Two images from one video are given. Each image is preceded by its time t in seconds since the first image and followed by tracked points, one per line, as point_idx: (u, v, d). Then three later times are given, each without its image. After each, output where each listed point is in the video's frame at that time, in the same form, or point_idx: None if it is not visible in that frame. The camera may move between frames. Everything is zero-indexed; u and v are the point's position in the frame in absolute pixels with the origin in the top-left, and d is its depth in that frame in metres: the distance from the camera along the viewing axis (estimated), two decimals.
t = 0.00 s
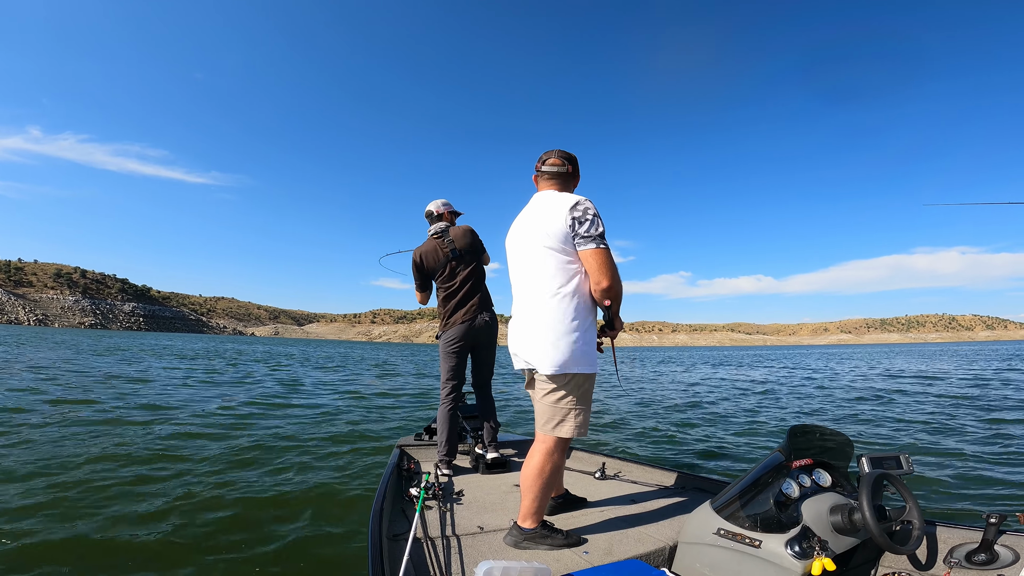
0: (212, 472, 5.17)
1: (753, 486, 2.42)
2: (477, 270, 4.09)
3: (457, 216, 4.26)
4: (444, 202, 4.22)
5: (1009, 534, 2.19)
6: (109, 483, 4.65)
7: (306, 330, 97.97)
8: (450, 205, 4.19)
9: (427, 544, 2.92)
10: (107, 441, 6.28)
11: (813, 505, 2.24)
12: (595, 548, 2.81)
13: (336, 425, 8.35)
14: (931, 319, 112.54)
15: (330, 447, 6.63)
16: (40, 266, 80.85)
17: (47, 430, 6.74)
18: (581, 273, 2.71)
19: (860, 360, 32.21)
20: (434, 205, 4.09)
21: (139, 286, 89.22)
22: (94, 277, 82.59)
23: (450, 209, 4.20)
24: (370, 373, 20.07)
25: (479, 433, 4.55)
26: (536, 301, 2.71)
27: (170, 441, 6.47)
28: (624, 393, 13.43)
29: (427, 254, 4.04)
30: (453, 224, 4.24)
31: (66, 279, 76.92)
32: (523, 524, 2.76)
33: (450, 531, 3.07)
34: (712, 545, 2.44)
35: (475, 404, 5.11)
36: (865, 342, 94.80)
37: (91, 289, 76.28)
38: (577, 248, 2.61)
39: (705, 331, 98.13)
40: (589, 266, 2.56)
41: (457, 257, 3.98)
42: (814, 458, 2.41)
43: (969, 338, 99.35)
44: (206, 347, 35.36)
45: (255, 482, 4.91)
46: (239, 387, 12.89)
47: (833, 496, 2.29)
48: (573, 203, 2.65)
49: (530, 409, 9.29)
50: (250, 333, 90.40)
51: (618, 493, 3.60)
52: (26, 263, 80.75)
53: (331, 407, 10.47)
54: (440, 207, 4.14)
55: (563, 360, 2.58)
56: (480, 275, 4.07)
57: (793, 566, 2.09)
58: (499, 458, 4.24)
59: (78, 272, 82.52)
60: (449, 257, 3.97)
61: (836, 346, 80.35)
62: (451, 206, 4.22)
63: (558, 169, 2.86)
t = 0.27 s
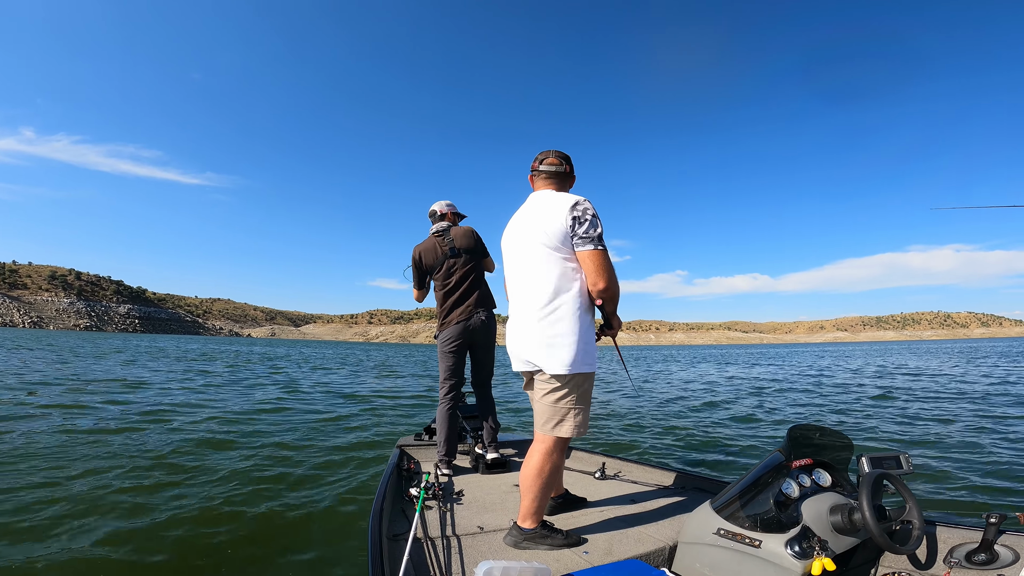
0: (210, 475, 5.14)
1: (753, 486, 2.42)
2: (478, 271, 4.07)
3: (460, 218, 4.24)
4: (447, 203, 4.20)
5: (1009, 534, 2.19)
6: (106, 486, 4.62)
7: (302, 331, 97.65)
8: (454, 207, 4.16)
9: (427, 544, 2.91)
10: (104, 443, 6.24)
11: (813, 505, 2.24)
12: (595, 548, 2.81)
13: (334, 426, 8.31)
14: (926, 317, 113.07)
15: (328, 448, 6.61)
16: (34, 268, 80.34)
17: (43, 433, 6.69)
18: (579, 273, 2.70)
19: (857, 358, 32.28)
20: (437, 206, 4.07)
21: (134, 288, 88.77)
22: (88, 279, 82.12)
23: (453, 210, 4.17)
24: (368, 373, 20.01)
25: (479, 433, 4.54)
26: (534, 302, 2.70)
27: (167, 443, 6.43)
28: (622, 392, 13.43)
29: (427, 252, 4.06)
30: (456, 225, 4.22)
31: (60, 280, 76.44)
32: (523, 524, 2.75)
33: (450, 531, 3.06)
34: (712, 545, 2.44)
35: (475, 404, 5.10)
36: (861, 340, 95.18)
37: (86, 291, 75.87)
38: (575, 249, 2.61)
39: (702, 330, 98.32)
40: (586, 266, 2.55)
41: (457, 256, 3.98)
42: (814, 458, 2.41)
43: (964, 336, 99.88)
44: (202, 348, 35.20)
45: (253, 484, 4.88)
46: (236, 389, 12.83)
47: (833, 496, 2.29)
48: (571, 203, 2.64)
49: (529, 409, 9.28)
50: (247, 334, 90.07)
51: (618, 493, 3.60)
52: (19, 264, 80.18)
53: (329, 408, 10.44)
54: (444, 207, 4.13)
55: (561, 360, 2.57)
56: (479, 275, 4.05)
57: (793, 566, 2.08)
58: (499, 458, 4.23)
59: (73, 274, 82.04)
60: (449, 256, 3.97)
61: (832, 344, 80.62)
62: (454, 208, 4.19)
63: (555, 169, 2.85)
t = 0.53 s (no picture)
0: (208, 475, 5.13)
1: (753, 485, 2.42)
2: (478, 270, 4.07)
3: (462, 218, 4.24)
4: (449, 203, 4.20)
5: (1009, 533, 2.20)
6: (104, 486, 4.60)
7: (300, 331, 97.48)
8: (456, 207, 4.16)
9: (427, 544, 2.90)
10: (101, 444, 6.22)
11: (813, 504, 2.24)
12: (595, 548, 2.80)
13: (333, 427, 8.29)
14: (922, 315, 113.46)
15: (327, 448, 6.59)
16: (30, 268, 79.97)
17: (40, 433, 6.66)
18: (578, 273, 2.69)
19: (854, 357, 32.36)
20: (439, 206, 4.07)
21: (131, 288, 88.45)
22: (85, 279, 81.80)
23: (455, 211, 4.17)
24: (366, 373, 19.98)
25: (478, 433, 4.54)
26: (533, 302, 2.69)
27: (165, 444, 6.41)
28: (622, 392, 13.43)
29: (427, 250, 4.05)
30: (457, 225, 4.21)
31: (56, 280, 76.12)
32: (523, 524, 2.75)
33: (450, 531, 3.06)
34: (712, 545, 2.44)
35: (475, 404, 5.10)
36: (858, 338, 95.47)
37: (82, 292, 75.57)
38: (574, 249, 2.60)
39: (700, 328, 98.50)
40: (586, 267, 2.55)
41: (456, 255, 3.97)
42: (814, 457, 2.41)
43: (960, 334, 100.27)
44: (200, 348, 35.09)
45: (252, 485, 4.87)
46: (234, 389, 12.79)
47: (833, 496, 2.29)
48: (571, 203, 2.64)
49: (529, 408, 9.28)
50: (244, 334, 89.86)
51: (618, 493, 3.60)
52: (14, 265, 79.79)
53: (327, 408, 10.42)
54: (446, 207, 4.12)
55: (561, 359, 2.57)
56: (479, 275, 4.04)
57: (793, 566, 2.09)
58: (499, 458, 4.23)
59: (69, 274, 81.71)
60: (449, 255, 3.96)
61: (829, 343, 80.83)
62: (456, 208, 4.19)
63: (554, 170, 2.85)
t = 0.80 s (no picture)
0: (207, 476, 5.12)
1: (753, 485, 2.43)
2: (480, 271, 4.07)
3: (464, 218, 4.24)
4: (452, 204, 4.20)
5: (1009, 534, 2.21)
6: (102, 487, 4.58)
7: (297, 330, 97.31)
8: (458, 207, 4.16)
9: (428, 544, 2.90)
10: (99, 444, 6.20)
11: (813, 504, 2.25)
12: (595, 548, 2.81)
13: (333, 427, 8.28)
14: (920, 317, 113.73)
15: (326, 448, 6.58)
16: (27, 267, 79.69)
17: (38, 433, 6.63)
18: (582, 273, 2.70)
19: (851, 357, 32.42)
20: (442, 206, 4.08)
21: (128, 287, 88.19)
22: (82, 278, 81.56)
23: (457, 210, 4.17)
24: (365, 373, 19.95)
25: (479, 433, 4.54)
26: (536, 301, 2.69)
27: (164, 444, 6.39)
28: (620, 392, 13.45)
29: (430, 250, 4.05)
30: (459, 226, 4.21)
31: (53, 279, 75.86)
32: (524, 524, 2.75)
33: (450, 531, 3.06)
34: (712, 545, 2.44)
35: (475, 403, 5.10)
36: (855, 340, 95.66)
37: (79, 291, 75.31)
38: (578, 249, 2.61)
39: (698, 329, 98.56)
40: (589, 267, 2.56)
41: (459, 255, 3.98)
42: (814, 457, 2.42)
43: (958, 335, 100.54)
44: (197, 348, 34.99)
45: (251, 485, 4.86)
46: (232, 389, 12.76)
47: (833, 496, 2.30)
48: (575, 204, 2.65)
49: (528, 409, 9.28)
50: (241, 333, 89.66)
51: (618, 493, 3.60)
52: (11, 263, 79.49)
53: (326, 408, 10.40)
54: (448, 207, 4.12)
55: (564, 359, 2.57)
56: (481, 275, 4.04)
57: (793, 566, 2.09)
58: (499, 458, 4.23)
59: (66, 273, 81.43)
60: (451, 255, 3.97)
61: (827, 344, 80.96)
62: (459, 208, 4.19)
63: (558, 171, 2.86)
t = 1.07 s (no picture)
0: (205, 478, 5.09)
1: (753, 485, 2.43)
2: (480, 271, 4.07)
3: (465, 219, 4.23)
4: (452, 203, 4.19)
5: (1009, 534, 2.21)
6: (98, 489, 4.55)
7: (293, 331, 96.93)
8: (458, 207, 4.16)
9: (427, 543, 2.90)
10: (95, 445, 6.15)
11: (813, 504, 2.25)
12: (595, 548, 2.81)
13: (331, 428, 8.24)
14: (915, 316, 114.33)
15: (325, 449, 6.55)
16: (20, 267, 79.09)
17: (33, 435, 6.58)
18: (581, 273, 2.70)
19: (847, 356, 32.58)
20: (442, 206, 4.07)
21: (123, 287, 87.69)
22: (76, 278, 81.04)
23: (458, 211, 4.17)
24: (363, 374, 19.88)
25: (479, 433, 4.54)
26: (535, 301, 2.69)
27: (161, 445, 6.35)
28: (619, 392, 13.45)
29: (429, 250, 4.04)
30: (459, 226, 4.20)
31: (47, 279, 75.37)
32: (523, 524, 2.75)
33: (449, 531, 3.05)
34: (712, 545, 2.44)
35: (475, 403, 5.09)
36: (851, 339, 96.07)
37: (74, 291, 74.86)
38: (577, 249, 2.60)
39: (695, 329, 98.77)
40: (587, 267, 2.55)
41: (459, 255, 3.97)
42: (813, 458, 2.43)
43: (952, 335, 101.09)
44: (192, 348, 34.82)
45: (249, 487, 4.83)
46: (229, 390, 12.70)
47: (833, 496, 2.30)
48: (574, 204, 2.64)
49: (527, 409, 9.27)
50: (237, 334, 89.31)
51: (618, 493, 3.60)
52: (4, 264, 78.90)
53: (324, 408, 10.36)
54: (448, 207, 4.12)
55: (564, 358, 2.57)
56: (480, 276, 4.04)
57: (792, 566, 2.09)
58: (499, 458, 4.23)
59: (60, 274, 80.87)
60: (451, 255, 3.96)
61: (823, 343, 81.24)
62: (459, 208, 4.19)
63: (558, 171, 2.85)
